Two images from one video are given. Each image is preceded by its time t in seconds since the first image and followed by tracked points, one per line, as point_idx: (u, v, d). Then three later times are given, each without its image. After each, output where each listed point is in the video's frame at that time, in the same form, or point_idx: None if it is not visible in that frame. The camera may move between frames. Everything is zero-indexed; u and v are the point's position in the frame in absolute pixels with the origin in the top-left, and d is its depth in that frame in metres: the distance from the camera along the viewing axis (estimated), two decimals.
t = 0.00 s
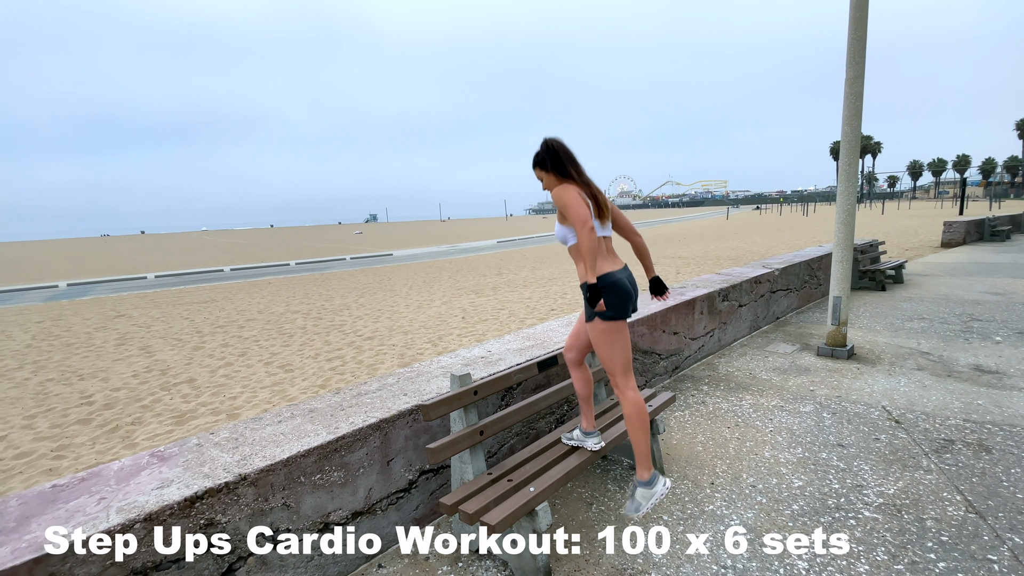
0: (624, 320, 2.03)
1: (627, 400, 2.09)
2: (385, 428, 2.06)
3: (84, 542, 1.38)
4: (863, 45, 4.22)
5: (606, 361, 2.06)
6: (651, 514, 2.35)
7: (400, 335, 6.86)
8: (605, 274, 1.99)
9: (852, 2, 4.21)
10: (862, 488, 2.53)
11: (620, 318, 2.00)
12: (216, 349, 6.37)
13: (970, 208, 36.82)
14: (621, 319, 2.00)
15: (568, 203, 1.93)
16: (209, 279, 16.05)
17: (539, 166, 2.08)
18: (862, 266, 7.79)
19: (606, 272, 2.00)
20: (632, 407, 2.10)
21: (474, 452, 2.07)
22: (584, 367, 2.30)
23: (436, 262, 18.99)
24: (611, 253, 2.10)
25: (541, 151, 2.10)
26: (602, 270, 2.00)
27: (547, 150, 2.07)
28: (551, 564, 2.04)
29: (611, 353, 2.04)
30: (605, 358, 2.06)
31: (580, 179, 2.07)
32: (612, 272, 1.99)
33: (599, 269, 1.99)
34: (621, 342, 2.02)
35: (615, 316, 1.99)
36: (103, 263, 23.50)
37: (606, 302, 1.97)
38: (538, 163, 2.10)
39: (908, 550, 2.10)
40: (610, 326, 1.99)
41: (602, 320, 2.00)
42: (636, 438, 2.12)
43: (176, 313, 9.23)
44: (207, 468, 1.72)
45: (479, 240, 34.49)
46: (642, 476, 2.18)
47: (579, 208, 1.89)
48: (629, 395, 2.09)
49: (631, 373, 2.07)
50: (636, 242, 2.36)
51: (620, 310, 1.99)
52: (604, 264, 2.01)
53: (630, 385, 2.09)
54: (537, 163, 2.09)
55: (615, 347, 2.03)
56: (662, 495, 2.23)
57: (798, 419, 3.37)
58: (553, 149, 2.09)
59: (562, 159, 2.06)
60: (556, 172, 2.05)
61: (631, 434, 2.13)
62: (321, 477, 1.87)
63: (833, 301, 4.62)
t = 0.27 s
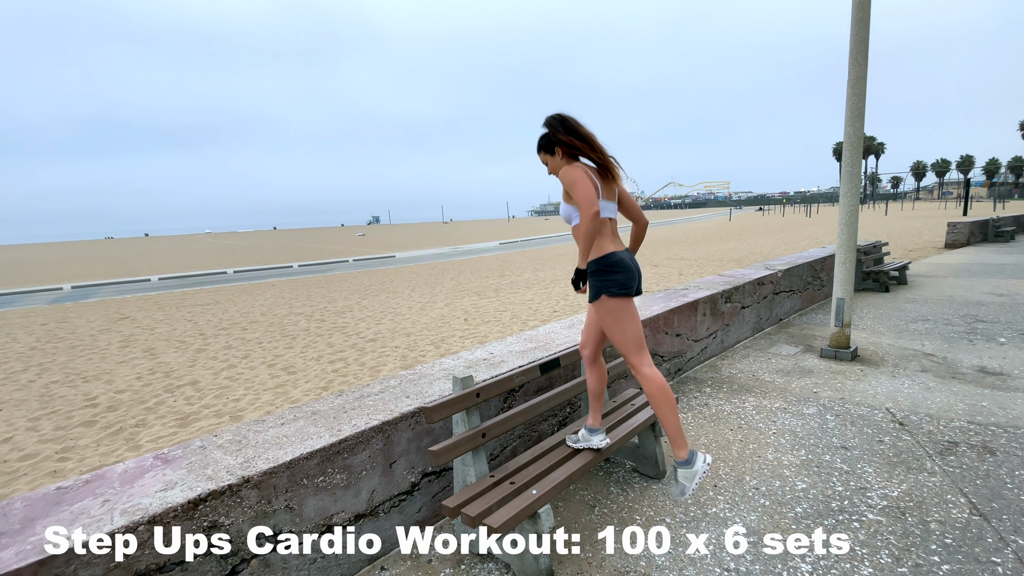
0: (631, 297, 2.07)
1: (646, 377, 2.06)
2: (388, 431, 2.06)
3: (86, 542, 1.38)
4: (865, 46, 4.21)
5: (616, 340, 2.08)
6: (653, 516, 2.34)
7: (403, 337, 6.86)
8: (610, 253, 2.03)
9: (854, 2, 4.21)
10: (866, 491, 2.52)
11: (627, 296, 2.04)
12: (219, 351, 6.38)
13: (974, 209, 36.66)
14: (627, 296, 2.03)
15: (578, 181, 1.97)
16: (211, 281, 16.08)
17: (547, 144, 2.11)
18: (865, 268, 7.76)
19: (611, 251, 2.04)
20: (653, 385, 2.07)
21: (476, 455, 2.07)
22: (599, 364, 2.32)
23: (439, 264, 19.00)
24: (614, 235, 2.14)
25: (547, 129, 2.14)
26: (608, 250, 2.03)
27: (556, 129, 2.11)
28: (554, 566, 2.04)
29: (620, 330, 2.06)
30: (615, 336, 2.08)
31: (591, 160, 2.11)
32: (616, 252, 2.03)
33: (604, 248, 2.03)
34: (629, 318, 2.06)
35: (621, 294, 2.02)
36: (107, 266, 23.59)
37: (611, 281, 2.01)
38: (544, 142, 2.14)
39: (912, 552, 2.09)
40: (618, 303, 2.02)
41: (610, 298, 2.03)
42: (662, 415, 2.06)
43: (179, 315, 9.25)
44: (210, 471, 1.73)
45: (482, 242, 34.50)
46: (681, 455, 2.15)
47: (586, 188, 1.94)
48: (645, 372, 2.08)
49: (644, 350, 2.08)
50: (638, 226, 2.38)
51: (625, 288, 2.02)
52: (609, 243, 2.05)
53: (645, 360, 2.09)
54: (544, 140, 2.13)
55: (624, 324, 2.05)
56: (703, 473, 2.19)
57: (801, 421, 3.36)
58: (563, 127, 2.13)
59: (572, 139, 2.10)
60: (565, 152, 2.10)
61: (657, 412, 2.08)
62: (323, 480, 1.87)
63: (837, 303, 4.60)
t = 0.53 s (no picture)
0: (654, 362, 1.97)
1: (663, 445, 1.94)
2: (389, 432, 2.06)
3: (87, 543, 1.38)
4: (864, 46, 4.21)
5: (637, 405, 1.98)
6: (653, 516, 2.34)
7: (403, 338, 6.86)
8: (631, 316, 1.94)
9: (853, 3, 4.21)
10: (867, 491, 2.51)
11: (650, 361, 1.93)
12: (219, 353, 6.38)
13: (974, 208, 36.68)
14: (650, 362, 1.93)
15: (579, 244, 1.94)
16: (211, 283, 16.09)
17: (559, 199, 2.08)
18: (865, 268, 7.76)
19: (631, 314, 1.95)
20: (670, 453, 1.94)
21: (477, 455, 2.07)
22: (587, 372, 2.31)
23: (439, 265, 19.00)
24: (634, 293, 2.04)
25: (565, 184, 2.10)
26: (627, 313, 1.95)
27: (571, 185, 2.06)
28: (554, 566, 2.03)
29: (642, 396, 1.96)
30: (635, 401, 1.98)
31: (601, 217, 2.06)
32: (639, 312, 1.94)
33: (623, 311, 1.95)
34: (652, 385, 1.95)
35: (644, 359, 1.92)
36: (107, 268, 23.61)
37: (633, 345, 1.91)
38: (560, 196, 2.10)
39: (914, 553, 2.08)
40: (641, 369, 1.91)
41: (631, 364, 1.93)
42: (677, 486, 1.95)
43: (179, 317, 9.25)
44: (211, 472, 1.73)
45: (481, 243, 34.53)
46: (687, 520, 2.00)
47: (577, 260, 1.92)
48: (665, 439, 1.96)
49: (663, 417, 1.97)
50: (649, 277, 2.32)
51: (648, 353, 1.92)
52: (628, 305, 1.97)
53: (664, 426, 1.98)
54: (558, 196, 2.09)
55: (645, 389, 1.95)
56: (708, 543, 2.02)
57: (802, 421, 3.35)
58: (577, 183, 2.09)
59: (585, 197, 2.06)
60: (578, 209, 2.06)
61: (674, 481, 1.96)
62: (324, 481, 1.87)
63: (837, 303, 4.60)
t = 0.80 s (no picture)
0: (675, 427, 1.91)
1: (677, 501, 1.90)
2: (387, 432, 2.06)
3: (86, 543, 1.38)
4: (861, 46, 4.22)
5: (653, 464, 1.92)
6: (652, 516, 2.34)
7: (401, 339, 6.86)
8: (661, 381, 1.86)
9: (849, 3, 4.23)
10: (866, 490, 2.52)
11: (672, 427, 1.88)
12: (218, 354, 6.37)
13: (971, 207, 36.79)
14: (672, 429, 1.87)
15: (617, 295, 1.85)
16: (209, 284, 16.04)
17: (604, 240, 1.97)
18: (863, 267, 7.78)
19: (661, 379, 1.88)
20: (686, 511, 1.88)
21: (475, 455, 2.07)
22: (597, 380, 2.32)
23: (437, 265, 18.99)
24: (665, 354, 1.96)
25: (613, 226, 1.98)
26: (659, 377, 1.87)
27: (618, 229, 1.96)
28: (553, 566, 2.03)
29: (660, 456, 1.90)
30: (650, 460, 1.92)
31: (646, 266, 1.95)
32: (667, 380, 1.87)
33: (654, 375, 1.87)
34: (670, 448, 1.89)
35: (666, 426, 1.86)
36: (104, 270, 23.54)
37: (658, 411, 1.85)
38: (604, 236, 1.99)
39: (912, 551, 2.09)
40: (661, 434, 1.86)
41: (652, 427, 1.87)
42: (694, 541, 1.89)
43: (177, 319, 9.23)
44: (209, 473, 1.72)
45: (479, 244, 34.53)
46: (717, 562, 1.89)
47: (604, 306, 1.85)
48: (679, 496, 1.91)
49: (679, 474, 1.90)
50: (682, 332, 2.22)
51: (671, 420, 1.86)
52: (660, 368, 1.89)
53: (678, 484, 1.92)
54: (602, 236, 1.98)
55: (663, 451, 1.90)
56: None
57: (800, 420, 3.36)
58: (624, 227, 1.98)
59: (631, 245, 1.95)
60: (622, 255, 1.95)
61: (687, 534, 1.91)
62: (322, 482, 1.87)
63: (835, 302, 4.61)
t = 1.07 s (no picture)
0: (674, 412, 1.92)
1: (672, 488, 1.91)
2: (385, 433, 2.06)
3: (85, 543, 1.38)
4: (857, 46, 4.24)
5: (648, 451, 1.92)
6: (650, 515, 2.34)
7: (399, 339, 6.86)
8: (660, 365, 1.87)
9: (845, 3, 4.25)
10: (863, 488, 2.53)
11: (671, 411, 1.89)
12: (215, 356, 6.36)
13: (967, 207, 36.92)
14: (671, 413, 1.88)
15: (611, 279, 1.86)
16: (206, 285, 16.01)
17: (596, 224, 1.97)
18: (859, 266, 7.81)
19: (660, 363, 1.88)
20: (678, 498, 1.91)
21: (473, 455, 2.07)
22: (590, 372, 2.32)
23: (435, 266, 18.99)
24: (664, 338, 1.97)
25: (606, 210, 1.99)
26: (657, 361, 1.88)
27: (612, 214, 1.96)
28: (552, 566, 2.04)
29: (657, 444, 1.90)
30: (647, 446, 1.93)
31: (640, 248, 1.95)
32: (667, 364, 1.88)
33: (652, 358, 1.88)
34: (667, 435, 1.89)
35: (665, 410, 1.87)
36: (101, 271, 23.47)
37: (656, 396, 1.85)
38: (597, 220, 1.99)
39: (909, 549, 2.10)
40: (659, 419, 1.86)
41: (652, 411, 1.88)
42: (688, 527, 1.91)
43: (174, 320, 9.21)
44: (207, 474, 1.72)
45: (477, 244, 34.53)
46: (705, 554, 1.90)
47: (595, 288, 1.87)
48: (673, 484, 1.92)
49: (675, 462, 1.91)
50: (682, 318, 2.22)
51: (670, 404, 1.87)
52: (659, 352, 1.90)
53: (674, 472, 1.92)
54: (596, 220, 1.98)
55: (661, 436, 1.90)
56: None
57: (797, 419, 3.37)
58: (618, 211, 1.99)
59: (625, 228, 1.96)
60: (616, 239, 1.96)
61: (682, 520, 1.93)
62: (320, 482, 1.87)
63: (831, 301, 4.63)
